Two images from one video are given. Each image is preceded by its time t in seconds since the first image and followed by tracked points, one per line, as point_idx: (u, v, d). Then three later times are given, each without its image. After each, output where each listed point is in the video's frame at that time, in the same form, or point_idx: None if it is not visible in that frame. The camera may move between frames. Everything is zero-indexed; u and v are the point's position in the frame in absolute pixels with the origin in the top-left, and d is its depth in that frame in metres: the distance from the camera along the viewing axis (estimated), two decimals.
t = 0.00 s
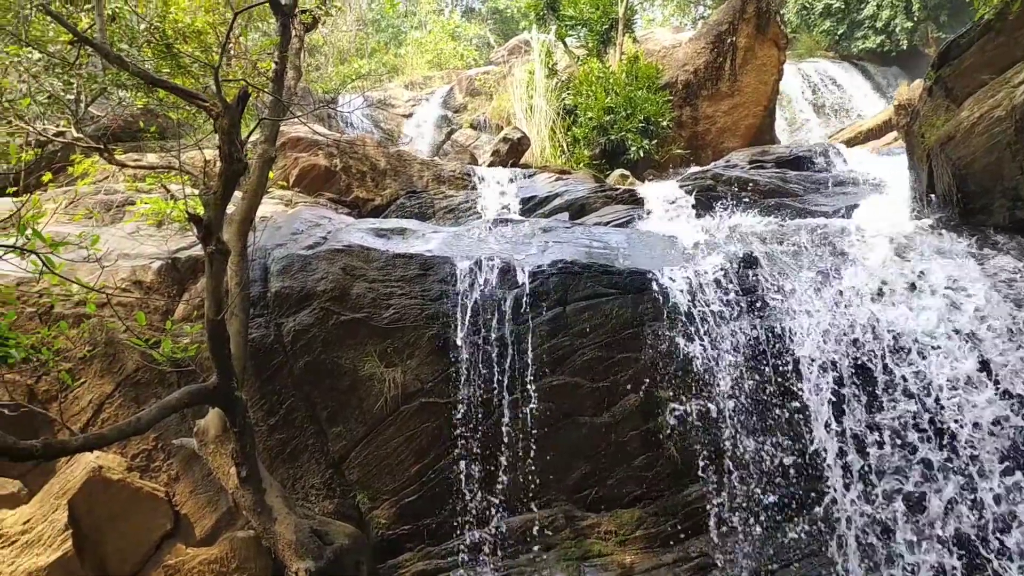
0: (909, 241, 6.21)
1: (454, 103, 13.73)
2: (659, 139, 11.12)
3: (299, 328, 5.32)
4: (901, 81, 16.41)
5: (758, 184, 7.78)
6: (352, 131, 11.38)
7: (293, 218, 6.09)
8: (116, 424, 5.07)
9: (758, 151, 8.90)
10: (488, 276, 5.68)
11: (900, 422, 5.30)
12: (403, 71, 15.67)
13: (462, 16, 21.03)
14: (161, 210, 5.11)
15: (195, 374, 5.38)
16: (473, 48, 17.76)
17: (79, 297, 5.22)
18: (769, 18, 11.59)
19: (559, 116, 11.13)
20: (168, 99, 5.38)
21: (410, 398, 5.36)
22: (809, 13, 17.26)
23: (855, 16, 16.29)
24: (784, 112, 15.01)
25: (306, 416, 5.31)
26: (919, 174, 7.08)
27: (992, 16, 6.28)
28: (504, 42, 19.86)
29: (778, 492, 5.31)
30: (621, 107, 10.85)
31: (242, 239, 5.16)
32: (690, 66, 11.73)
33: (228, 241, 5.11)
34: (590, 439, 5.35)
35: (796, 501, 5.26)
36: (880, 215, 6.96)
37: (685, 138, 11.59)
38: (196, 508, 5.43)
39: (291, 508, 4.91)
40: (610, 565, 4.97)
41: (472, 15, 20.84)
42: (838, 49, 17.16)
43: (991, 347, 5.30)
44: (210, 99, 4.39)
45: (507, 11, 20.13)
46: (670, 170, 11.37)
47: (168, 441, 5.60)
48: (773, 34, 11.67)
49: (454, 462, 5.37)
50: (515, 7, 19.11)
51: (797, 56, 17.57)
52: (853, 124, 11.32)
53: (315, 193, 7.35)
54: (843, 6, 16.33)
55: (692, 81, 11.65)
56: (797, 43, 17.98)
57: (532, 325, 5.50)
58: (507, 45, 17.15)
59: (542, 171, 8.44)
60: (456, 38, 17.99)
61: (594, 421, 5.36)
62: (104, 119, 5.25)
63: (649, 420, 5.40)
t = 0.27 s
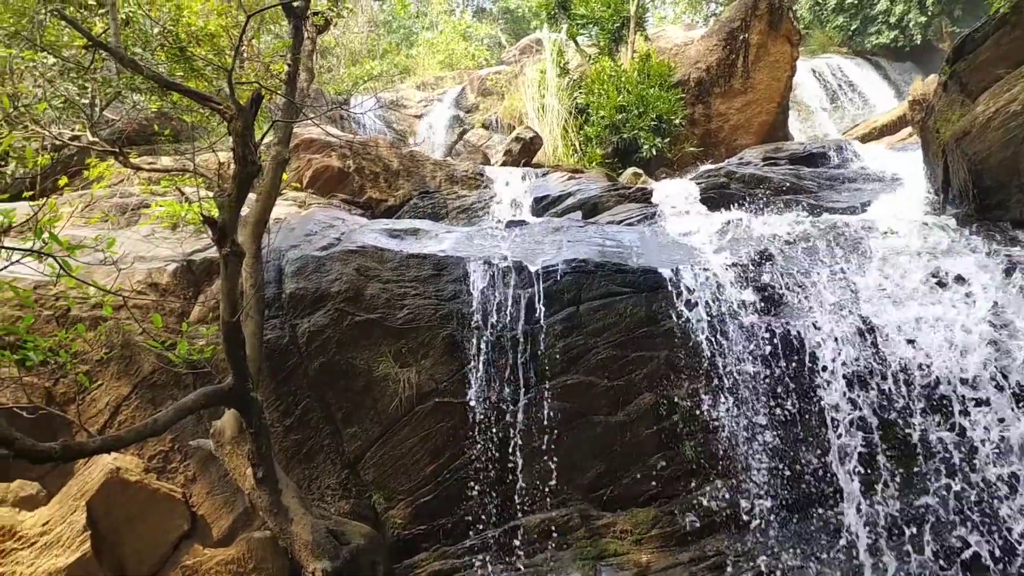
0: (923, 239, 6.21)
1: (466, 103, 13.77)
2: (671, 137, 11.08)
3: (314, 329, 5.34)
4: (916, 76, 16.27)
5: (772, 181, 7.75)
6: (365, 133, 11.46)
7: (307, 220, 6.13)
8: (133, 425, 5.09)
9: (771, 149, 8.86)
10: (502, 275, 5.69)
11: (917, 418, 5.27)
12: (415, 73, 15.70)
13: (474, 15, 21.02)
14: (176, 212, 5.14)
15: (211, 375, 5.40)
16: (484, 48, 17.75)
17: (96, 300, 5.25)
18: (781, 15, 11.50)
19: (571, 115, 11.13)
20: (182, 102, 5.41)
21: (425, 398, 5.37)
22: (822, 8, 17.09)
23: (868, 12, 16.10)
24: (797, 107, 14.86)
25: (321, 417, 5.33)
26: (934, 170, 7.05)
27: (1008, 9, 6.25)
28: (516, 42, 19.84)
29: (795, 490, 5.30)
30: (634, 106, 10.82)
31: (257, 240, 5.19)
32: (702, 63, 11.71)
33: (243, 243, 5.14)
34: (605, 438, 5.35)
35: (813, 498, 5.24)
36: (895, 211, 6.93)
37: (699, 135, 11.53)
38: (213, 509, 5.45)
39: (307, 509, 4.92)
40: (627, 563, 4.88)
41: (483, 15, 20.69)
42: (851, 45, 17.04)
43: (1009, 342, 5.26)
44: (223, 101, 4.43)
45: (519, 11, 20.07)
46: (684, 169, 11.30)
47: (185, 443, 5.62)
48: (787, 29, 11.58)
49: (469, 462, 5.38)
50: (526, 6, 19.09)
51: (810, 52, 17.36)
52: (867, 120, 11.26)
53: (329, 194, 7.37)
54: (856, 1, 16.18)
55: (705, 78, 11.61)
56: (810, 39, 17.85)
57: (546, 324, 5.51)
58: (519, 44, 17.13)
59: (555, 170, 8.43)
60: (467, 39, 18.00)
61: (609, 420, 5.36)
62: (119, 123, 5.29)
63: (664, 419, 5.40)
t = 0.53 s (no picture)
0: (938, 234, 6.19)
1: (478, 103, 13.80)
2: (684, 135, 11.05)
3: (329, 329, 5.36)
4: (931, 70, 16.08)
5: (786, 178, 7.70)
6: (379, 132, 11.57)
7: (321, 221, 6.14)
8: (150, 426, 5.10)
9: (785, 145, 8.78)
10: (516, 275, 5.69)
11: (933, 415, 5.31)
12: (427, 73, 15.70)
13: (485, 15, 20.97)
14: (191, 214, 5.17)
15: (227, 376, 5.42)
16: (496, 47, 17.71)
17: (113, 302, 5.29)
18: (794, 11, 11.51)
19: (584, 113, 11.11)
20: (196, 104, 5.45)
21: (439, 397, 5.38)
22: (836, 3, 16.89)
23: (882, 6, 15.90)
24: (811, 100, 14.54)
25: (337, 417, 5.34)
26: (951, 165, 6.99)
27: None
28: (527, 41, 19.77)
29: (813, 487, 5.27)
30: (646, 103, 10.76)
31: (272, 242, 5.21)
32: (715, 60, 11.63)
33: (258, 245, 5.16)
34: (621, 437, 5.34)
35: (832, 495, 5.21)
36: (912, 207, 6.89)
37: (712, 132, 11.48)
38: (230, 510, 5.47)
39: (323, 509, 4.92)
40: (642, 562, 4.94)
41: (494, 15, 20.60)
42: (864, 40, 16.77)
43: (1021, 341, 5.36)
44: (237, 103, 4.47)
45: (530, 10, 19.95)
46: (697, 166, 11.23)
47: (202, 443, 5.67)
48: (799, 26, 11.61)
49: (484, 461, 5.38)
50: (538, 5, 19.03)
51: (823, 47, 17.13)
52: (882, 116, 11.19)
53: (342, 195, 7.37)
54: None
55: (717, 75, 11.55)
56: (824, 34, 17.67)
57: (560, 323, 5.50)
58: (530, 43, 17.07)
59: (568, 169, 8.42)
60: (479, 38, 17.98)
61: (624, 419, 5.35)
62: (134, 126, 5.32)
63: (680, 417, 5.38)
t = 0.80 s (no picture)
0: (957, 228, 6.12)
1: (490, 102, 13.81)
2: (697, 132, 10.94)
3: (343, 329, 5.37)
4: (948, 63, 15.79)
5: (800, 174, 7.65)
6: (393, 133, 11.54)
7: (335, 221, 6.16)
8: (167, 427, 5.13)
9: (800, 141, 8.72)
10: (529, 274, 5.68)
11: (952, 412, 5.30)
12: (439, 73, 15.70)
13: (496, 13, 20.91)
14: (206, 216, 5.19)
15: (243, 377, 5.44)
16: (507, 46, 17.66)
17: (129, 304, 5.31)
18: (807, 7, 11.22)
19: (597, 111, 11.08)
20: (210, 106, 5.49)
21: (454, 397, 5.38)
22: None
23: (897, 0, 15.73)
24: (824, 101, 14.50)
25: (352, 417, 5.36)
26: (966, 160, 6.90)
27: None
28: (539, 39, 19.71)
29: (832, 484, 5.24)
30: (659, 101, 10.71)
31: (286, 242, 5.23)
32: (728, 56, 11.44)
33: (272, 245, 5.18)
34: (636, 435, 5.33)
35: (850, 492, 5.19)
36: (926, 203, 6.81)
37: (725, 129, 11.25)
38: (246, 509, 5.50)
39: (340, 508, 4.94)
40: (658, 561, 4.94)
41: (506, 13, 20.56)
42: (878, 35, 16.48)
43: None
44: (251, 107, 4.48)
45: (541, 8, 19.82)
46: (711, 164, 11.07)
47: (218, 443, 5.72)
48: (813, 21, 11.29)
49: (499, 460, 5.39)
50: (550, 3, 18.97)
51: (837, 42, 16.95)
52: (896, 111, 11.11)
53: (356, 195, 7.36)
54: None
55: (730, 72, 11.34)
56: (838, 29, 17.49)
57: (574, 322, 5.50)
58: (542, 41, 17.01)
59: (581, 168, 8.40)
60: (490, 37, 17.93)
61: (639, 417, 5.34)
62: (149, 128, 5.35)
63: (695, 415, 5.37)
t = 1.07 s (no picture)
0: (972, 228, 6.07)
1: (502, 101, 13.83)
2: (710, 128, 10.85)
3: (358, 328, 5.40)
4: (962, 58, 15.57)
5: (815, 171, 7.57)
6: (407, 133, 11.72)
7: (348, 221, 6.17)
8: (184, 427, 5.16)
9: (814, 138, 8.66)
10: (543, 273, 5.68)
11: (971, 411, 5.22)
12: (451, 72, 15.71)
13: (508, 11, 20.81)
14: (220, 217, 5.22)
15: (258, 377, 5.47)
16: (519, 44, 17.60)
17: (145, 305, 5.34)
18: (820, 2, 11.14)
19: (609, 109, 11.05)
20: (224, 108, 5.52)
21: (469, 395, 5.40)
22: None
23: None
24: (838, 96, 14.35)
25: (367, 416, 5.38)
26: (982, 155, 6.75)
27: None
28: (551, 37, 19.62)
29: (849, 484, 5.21)
30: (671, 98, 10.67)
31: (300, 243, 5.25)
32: (741, 53, 11.30)
33: (287, 246, 5.20)
34: (650, 433, 5.33)
35: (868, 493, 5.15)
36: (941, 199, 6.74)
37: (738, 125, 11.13)
38: (262, 509, 5.53)
39: (355, 507, 4.96)
40: (674, 558, 4.93)
41: (517, 11, 20.47)
42: (893, 31, 16.38)
43: None
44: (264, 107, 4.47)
45: (553, 6, 19.67)
46: (725, 161, 10.99)
47: (234, 443, 5.75)
48: (827, 16, 11.21)
49: (514, 458, 5.40)
50: (562, 1, 18.90)
51: (851, 37, 16.76)
52: (911, 106, 11.02)
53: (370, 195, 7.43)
54: None
55: (743, 68, 11.19)
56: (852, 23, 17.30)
57: (587, 320, 5.50)
58: (554, 39, 16.94)
59: (594, 166, 8.39)
60: (502, 36, 17.89)
61: (654, 415, 5.34)
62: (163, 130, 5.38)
63: (710, 412, 5.37)
